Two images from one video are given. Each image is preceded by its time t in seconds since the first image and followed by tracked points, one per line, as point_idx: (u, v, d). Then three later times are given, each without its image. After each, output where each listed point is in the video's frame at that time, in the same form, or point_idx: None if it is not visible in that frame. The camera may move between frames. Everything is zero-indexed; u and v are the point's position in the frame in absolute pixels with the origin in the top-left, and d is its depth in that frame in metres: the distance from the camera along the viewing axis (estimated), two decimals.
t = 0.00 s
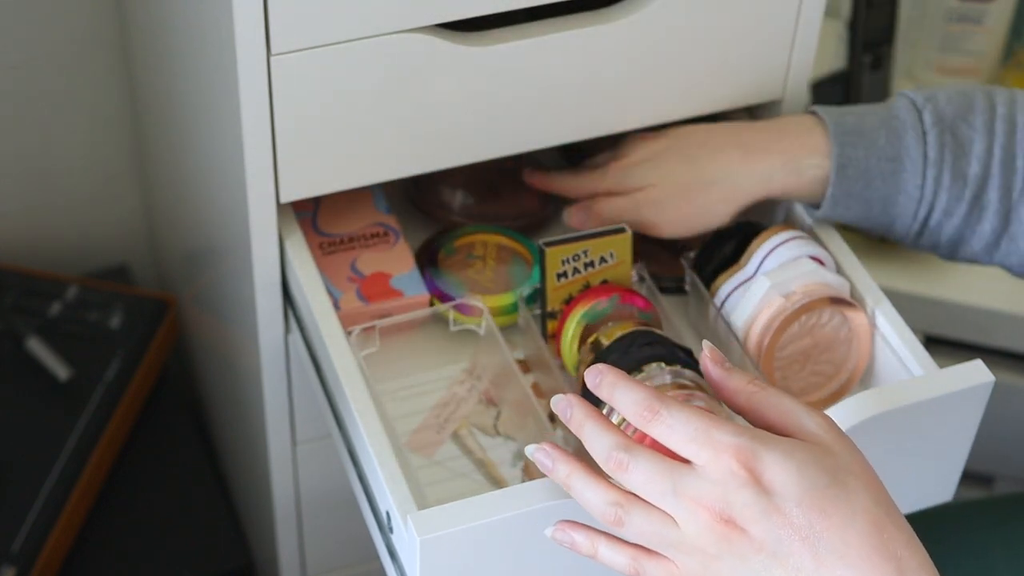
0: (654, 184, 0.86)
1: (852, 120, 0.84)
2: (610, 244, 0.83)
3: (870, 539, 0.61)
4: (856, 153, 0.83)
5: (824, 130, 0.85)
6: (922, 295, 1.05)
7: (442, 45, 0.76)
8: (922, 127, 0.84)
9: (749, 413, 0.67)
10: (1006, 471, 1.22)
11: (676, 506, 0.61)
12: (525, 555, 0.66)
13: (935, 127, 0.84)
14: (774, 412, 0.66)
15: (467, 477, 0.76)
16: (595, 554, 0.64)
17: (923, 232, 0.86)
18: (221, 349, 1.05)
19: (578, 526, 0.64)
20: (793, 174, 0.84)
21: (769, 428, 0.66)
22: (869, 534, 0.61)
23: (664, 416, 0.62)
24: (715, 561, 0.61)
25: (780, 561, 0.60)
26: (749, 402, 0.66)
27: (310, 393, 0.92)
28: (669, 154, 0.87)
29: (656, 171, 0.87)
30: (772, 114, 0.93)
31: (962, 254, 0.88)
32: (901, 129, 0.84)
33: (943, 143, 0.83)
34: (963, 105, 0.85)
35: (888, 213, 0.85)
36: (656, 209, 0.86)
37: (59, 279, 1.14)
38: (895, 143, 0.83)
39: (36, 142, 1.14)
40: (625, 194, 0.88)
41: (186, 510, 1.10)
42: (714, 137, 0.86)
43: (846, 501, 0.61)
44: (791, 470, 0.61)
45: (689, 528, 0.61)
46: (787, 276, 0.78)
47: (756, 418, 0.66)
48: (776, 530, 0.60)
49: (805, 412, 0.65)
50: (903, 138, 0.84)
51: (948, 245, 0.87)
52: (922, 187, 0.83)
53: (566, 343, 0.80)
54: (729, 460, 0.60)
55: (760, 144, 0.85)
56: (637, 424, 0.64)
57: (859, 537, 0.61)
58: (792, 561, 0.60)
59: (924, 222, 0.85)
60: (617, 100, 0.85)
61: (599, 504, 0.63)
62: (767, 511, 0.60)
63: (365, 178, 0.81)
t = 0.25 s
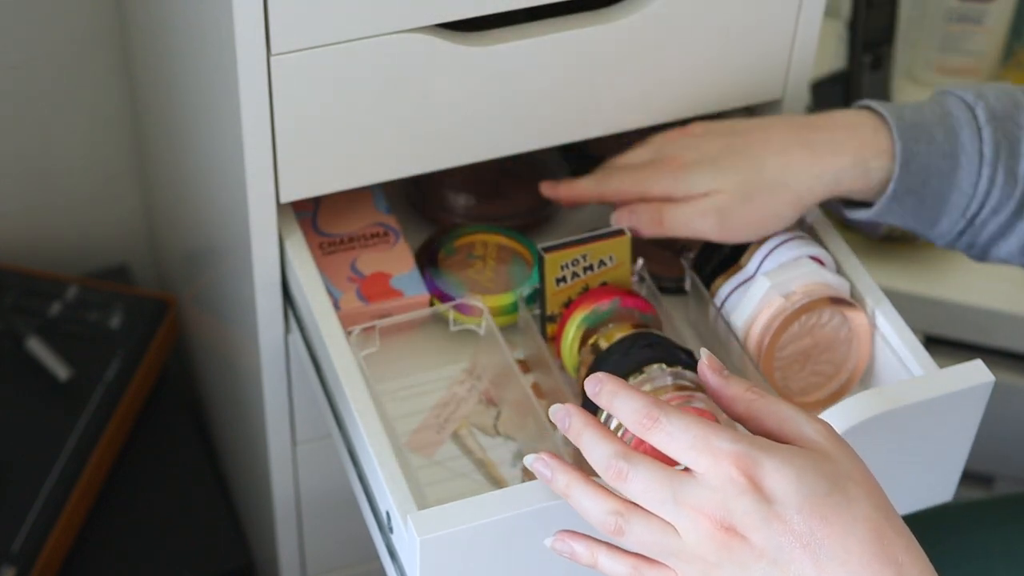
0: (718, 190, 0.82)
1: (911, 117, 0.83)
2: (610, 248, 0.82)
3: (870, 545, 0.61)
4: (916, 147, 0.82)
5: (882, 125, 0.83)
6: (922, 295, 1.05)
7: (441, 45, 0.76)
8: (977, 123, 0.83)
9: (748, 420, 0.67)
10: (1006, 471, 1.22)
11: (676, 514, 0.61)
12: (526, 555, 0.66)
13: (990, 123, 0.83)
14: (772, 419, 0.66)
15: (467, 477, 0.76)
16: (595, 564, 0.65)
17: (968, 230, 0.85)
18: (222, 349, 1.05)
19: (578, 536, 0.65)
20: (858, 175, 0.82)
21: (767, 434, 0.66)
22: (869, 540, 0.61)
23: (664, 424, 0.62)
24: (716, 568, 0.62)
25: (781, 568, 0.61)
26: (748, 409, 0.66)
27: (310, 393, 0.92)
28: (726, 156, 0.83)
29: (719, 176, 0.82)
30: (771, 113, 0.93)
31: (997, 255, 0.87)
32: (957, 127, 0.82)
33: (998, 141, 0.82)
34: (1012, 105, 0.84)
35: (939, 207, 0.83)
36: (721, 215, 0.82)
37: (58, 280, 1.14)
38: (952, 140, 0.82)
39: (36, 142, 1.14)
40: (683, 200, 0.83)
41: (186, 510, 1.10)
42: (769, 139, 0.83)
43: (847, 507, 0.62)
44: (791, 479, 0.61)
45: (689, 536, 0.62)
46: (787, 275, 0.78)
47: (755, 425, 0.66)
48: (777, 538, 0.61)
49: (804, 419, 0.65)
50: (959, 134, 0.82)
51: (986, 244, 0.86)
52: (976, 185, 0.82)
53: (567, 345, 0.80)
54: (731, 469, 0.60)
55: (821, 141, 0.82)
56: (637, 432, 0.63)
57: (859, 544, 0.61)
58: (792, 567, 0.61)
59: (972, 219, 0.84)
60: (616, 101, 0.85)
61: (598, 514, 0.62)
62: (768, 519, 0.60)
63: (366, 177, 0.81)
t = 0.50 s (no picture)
0: (614, 141, 0.79)
1: (815, 67, 0.78)
2: (608, 244, 0.83)
3: (863, 542, 0.58)
4: (821, 101, 0.77)
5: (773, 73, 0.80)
6: (922, 294, 1.05)
7: (442, 45, 0.76)
8: (884, 75, 0.78)
9: (735, 418, 0.65)
10: (1007, 470, 1.22)
11: (663, 511, 0.60)
12: (527, 555, 0.66)
13: (898, 76, 0.78)
14: (760, 416, 0.64)
15: (468, 478, 0.77)
16: (584, 560, 0.63)
17: (873, 188, 0.81)
18: (221, 349, 1.05)
19: (567, 532, 0.63)
20: (758, 126, 0.79)
21: (756, 432, 0.64)
22: (862, 536, 0.58)
23: (651, 421, 0.61)
24: (705, 566, 0.60)
25: (766, 566, 0.58)
26: (736, 407, 0.64)
27: (310, 393, 0.92)
28: (624, 106, 0.79)
29: (613, 126, 0.78)
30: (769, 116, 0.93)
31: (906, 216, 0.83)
32: (862, 77, 0.78)
33: (907, 93, 0.78)
34: (926, 56, 0.79)
35: (842, 164, 0.79)
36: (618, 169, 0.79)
37: (58, 279, 1.13)
38: (856, 91, 0.78)
39: (36, 143, 1.14)
40: (574, 156, 0.80)
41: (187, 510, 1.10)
42: (675, 95, 0.79)
43: (838, 503, 0.59)
44: (778, 473, 0.59)
45: (678, 532, 0.60)
46: (786, 276, 0.78)
47: (743, 424, 0.65)
48: (765, 533, 0.58)
49: (794, 417, 0.63)
50: (865, 86, 0.78)
51: (895, 205, 0.82)
52: (882, 138, 0.78)
53: (567, 342, 0.80)
54: (717, 464, 0.59)
55: (715, 94, 0.79)
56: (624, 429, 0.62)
57: (851, 540, 0.58)
58: (781, 563, 0.58)
59: (879, 177, 0.80)
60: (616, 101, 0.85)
61: (587, 511, 0.62)
62: (755, 513, 0.59)
63: (366, 177, 0.81)
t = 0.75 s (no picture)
0: (504, 216, 0.78)
1: (695, 93, 0.76)
2: (607, 244, 0.83)
3: (844, 524, 0.58)
4: (701, 130, 0.76)
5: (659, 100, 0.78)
6: (922, 294, 1.05)
7: (442, 45, 0.76)
8: (772, 91, 0.76)
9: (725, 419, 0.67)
10: (1007, 470, 1.22)
11: (648, 491, 0.61)
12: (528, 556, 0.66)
13: (786, 91, 0.76)
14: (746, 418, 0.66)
15: (469, 478, 0.76)
16: (570, 557, 0.63)
17: (780, 203, 0.79)
18: (221, 350, 1.05)
19: (553, 530, 0.63)
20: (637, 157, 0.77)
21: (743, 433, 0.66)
22: (842, 519, 0.59)
23: (642, 403, 0.62)
24: (688, 548, 0.60)
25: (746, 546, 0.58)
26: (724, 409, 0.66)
27: (310, 393, 0.92)
28: (506, 181, 0.79)
29: (500, 203, 0.78)
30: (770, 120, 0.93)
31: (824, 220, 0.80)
32: (750, 96, 0.76)
33: (796, 109, 0.76)
34: (821, 63, 0.77)
35: (740, 183, 0.77)
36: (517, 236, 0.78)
37: (58, 279, 1.13)
38: (742, 111, 0.76)
39: (36, 143, 1.14)
40: (478, 232, 0.80)
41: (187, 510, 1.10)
42: (561, 144, 0.78)
43: (820, 486, 0.60)
44: (761, 455, 0.60)
45: (662, 514, 0.60)
46: (787, 275, 0.78)
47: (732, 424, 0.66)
48: (747, 511, 0.59)
49: (775, 415, 0.65)
50: (752, 106, 0.76)
51: (809, 214, 0.80)
52: (776, 158, 0.76)
53: (567, 341, 0.80)
54: (701, 444, 0.60)
55: (591, 130, 0.78)
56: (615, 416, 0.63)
57: (832, 521, 0.58)
58: (763, 543, 0.58)
59: (784, 191, 0.78)
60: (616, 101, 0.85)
61: (572, 497, 0.62)
62: (737, 491, 0.59)
63: (365, 177, 0.81)
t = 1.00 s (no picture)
0: (514, 214, 0.79)
1: (702, 87, 0.76)
2: (608, 244, 0.83)
3: (816, 519, 0.61)
4: (708, 123, 0.76)
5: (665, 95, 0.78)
6: (921, 293, 1.05)
7: (442, 45, 0.76)
8: (780, 82, 0.76)
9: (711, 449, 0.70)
10: (1007, 470, 1.22)
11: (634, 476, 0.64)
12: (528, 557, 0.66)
13: (794, 82, 0.76)
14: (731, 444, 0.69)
15: (469, 478, 0.76)
16: (557, 540, 0.63)
17: (791, 189, 0.79)
18: (221, 350, 1.05)
19: (543, 511, 0.63)
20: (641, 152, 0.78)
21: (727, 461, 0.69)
22: (814, 513, 0.61)
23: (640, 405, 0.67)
24: (664, 531, 0.62)
25: (721, 528, 0.61)
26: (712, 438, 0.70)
27: (310, 393, 0.92)
28: (514, 173, 0.79)
29: (509, 199, 0.79)
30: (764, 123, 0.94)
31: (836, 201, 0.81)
32: (756, 86, 0.76)
33: (802, 98, 0.76)
34: (826, 48, 0.77)
35: (750, 173, 0.78)
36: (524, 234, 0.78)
37: (58, 279, 1.13)
38: (750, 103, 0.76)
39: (36, 143, 1.14)
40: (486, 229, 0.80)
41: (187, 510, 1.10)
42: (562, 145, 0.78)
43: (796, 482, 0.62)
44: (742, 453, 0.63)
45: (643, 498, 0.63)
46: (786, 275, 0.78)
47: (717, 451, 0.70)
48: (723, 496, 0.61)
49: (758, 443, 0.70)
50: (760, 97, 0.76)
51: (823, 197, 0.80)
52: (785, 147, 0.77)
53: (567, 341, 0.80)
54: (687, 436, 0.64)
55: (596, 127, 0.78)
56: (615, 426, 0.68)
57: (804, 514, 0.61)
58: (735, 528, 0.60)
59: (795, 178, 0.78)
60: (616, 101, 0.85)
61: (562, 477, 0.64)
62: (716, 477, 0.62)
63: (365, 178, 0.81)
